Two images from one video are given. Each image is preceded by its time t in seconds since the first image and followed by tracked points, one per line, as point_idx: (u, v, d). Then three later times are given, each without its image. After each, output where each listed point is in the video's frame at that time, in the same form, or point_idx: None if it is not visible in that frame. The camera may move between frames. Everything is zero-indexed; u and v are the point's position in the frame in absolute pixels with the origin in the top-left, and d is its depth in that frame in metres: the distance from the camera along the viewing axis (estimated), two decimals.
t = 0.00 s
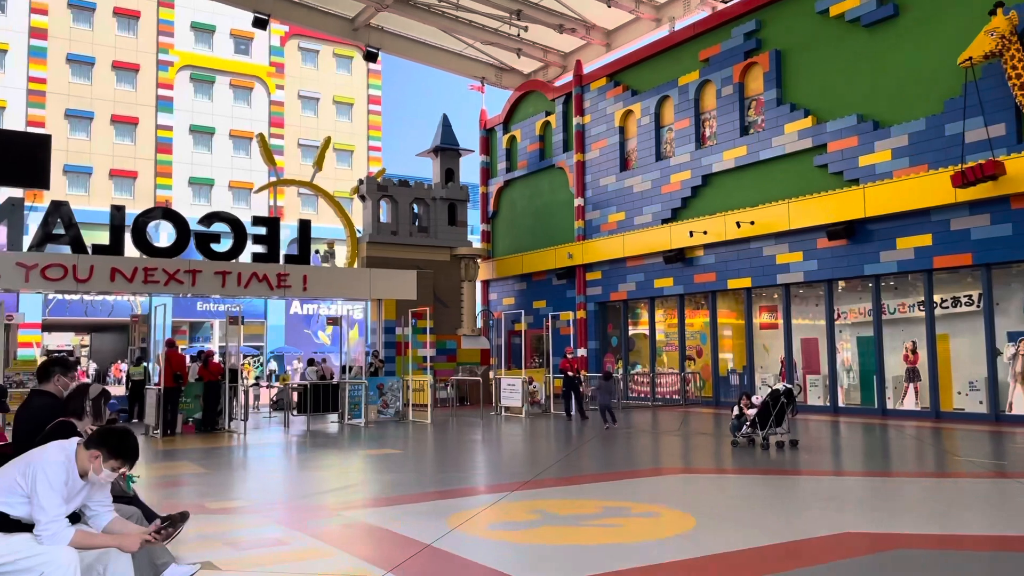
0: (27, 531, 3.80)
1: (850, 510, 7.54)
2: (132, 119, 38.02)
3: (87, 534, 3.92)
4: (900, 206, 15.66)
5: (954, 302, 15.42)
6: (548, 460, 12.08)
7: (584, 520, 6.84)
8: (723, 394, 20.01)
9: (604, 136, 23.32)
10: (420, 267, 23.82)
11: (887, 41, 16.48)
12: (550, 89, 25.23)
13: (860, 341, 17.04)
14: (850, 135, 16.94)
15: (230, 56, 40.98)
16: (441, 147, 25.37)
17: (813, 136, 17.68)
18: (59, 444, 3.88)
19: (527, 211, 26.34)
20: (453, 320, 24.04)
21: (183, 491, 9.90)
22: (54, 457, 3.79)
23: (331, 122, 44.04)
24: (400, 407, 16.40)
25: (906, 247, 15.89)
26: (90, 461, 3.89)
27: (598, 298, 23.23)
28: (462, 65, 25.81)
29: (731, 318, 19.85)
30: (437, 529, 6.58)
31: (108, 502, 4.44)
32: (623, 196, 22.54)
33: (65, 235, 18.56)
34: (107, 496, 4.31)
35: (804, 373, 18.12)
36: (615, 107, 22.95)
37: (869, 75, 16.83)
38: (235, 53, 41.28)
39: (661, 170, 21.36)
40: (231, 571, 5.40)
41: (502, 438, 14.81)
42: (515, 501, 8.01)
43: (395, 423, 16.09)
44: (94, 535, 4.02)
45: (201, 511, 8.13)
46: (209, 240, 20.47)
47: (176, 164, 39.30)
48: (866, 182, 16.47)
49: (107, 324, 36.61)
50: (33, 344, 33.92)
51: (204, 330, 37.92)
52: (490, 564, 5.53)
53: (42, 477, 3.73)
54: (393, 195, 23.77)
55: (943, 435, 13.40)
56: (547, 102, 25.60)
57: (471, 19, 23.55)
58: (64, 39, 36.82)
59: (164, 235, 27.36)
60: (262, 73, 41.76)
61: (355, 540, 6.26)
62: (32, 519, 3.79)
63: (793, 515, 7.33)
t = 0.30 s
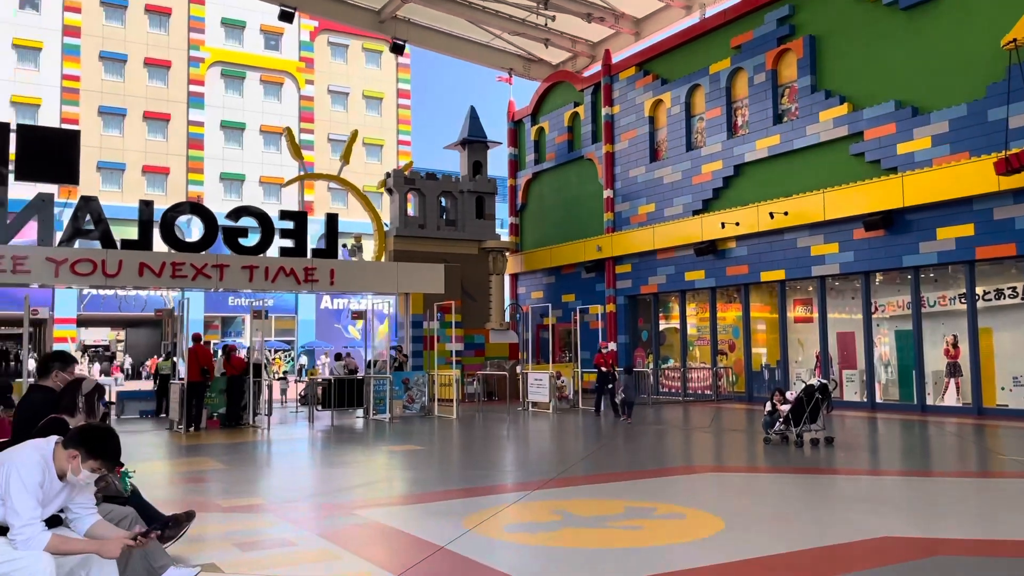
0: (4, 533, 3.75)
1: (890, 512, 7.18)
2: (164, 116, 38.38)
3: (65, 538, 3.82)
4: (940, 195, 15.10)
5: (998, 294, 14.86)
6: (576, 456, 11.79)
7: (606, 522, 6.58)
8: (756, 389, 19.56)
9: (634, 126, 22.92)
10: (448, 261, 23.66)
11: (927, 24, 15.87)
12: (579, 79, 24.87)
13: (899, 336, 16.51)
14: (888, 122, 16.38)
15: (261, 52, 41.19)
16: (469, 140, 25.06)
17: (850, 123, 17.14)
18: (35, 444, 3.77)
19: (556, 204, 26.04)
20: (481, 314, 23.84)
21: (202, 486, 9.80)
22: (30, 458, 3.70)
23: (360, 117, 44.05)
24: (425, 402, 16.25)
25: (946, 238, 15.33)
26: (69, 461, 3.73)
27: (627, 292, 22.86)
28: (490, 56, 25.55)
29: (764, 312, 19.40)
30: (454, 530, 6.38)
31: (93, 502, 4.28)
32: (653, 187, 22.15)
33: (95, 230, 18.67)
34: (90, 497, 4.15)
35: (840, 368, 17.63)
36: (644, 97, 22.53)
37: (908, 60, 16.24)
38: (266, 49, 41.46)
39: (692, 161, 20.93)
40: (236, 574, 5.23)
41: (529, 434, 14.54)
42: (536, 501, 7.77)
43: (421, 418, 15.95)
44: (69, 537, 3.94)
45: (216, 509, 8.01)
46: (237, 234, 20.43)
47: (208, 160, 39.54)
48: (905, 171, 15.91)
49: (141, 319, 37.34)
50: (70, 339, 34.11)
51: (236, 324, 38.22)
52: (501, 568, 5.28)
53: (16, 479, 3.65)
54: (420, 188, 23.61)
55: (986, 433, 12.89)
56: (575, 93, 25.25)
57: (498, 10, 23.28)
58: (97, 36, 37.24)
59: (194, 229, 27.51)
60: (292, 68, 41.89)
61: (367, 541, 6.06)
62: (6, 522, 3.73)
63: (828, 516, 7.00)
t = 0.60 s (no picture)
0: None
1: (932, 514, 6.81)
2: (198, 111, 38.73)
3: (38, 544, 3.59)
4: (986, 183, 14.49)
5: None
6: (604, 453, 11.53)
7: (631, 525, 6.31)
8: (791, 384, 19.10)
9: (666, 116, 22.48)
10: (477, 255, 23.47)
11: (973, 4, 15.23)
12: (609, 69, 24.48)
13: (941, 329, 15.96)
14: (931, 108, 15.78)
15: (293, 47, 41.36)
16: (497, 132, 24.86)
17: (890, 110, 16.56)
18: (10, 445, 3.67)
19: (586, 196, 25.70)
20: (511, 308, 23.63)
21: (225, 480, 9.70)
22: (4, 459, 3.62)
23: (391, 111, 44.06)
24: (452, 396, 16.11)
25: (992, 228, 14.73)
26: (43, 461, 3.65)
27: (659, 285, 22.49)
28: (519, 47, 25.27)
29: (800, 305, 18.90)
30: (471, 531, 6.16)
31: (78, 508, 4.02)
32: (686, 178, 21.72)
33: (126, 224, 18.77)
34: (69, 500, 3.89)
35: (879, 363, 17.10)
36: (677, 85, 22.09)
37: (952, 42, 15.61)
38: (298, 44, 41.62)
39: (726, 151, 20.46)
40: None
41: (557, 430, 14.30)
42: (558, 502, 7.53)
43: (448, 412, 15.81)
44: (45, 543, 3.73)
45: (234, 505, 7.88)
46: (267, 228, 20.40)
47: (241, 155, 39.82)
48: (948, 158, 15.31)
49: (177, 314, 37.36)
50: (107, 332, 34.81)
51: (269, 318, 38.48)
52: (515, 574, 5.03)
53: None
54: (449, 181, 23.42)
55: None
56: (606, 83, 24.86)
57: None
58: (132, 33, 37.64)
59: (225, 223, 27.71)
60: (324, 63, 42.00)
61: (380, 543, 5.85)
62: None
63: (866, 519, 6.65)
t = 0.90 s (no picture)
0: None
1: (976, 523, 6.47)
2: (232, 110, 39.06)
3: (12, 560, 3.48)
4: None
5: None
6: (633, 453, 11.27)
7: (655, 533, 6.07)
8: (828, 382, 18.62)
9: (698, 108, 22.06)
10: (507, 251, 23.34)
11: None
12: (641, 62, 24.11)
13: (985, 326, 15.43)
14: (973, 97, 15.20)
15: (325, 45, 41.53)
16: (527, 127, 24.62)
17: (930, 100, 16.01)
18: None
19: (617, 191, 25.37)
20: (540, 305, 23.43)
21: (247, 479, 9.63)
22: None
23: (423, 107, 44.06)
24: (480, 394, 15.99)
25: None
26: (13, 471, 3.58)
27: (692, 281, 22.10)
28: (549, 40, 24.99)
29: (837, 302, 18.42)
30: (486, 539, 5.98)
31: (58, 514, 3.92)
32: (719, 172, 21.30)
33: (158, 222, 18.89)
34: (45, 512, 3.70)
35: (919, 361, 16.58)
36: (709, 77, 21.66)
37: (997, 29, 15.01)
38: (330, 42, 41.79)
39: (760, 143, 20.01)
40: None
41: (585, 429, 14.09)
42: (580, 506, 7.32)
43: (475, 411, 15.69)
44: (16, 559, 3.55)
45: (252, 507, 7.80)
46: (297, 225, 20.39)
47: (275, 153, 40.10)
48: (992, 149, 14.73)
49: (212, 313, 37.21)
50: (144, 329, 35.70)
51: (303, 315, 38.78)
52: None
53: None
54: (479, 177, 23.22)
55: None
56: (637, 76, 24.50)
57: None
58: (167, 33, 38.05)
59: (257, 221, 27.88)
60: (355, 60, 42.12)
61: (393, 550, 5.70)
62: None
63: (904, 527, 6.34)
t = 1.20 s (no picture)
0: None
1: None
2: (263, 109, 39.32)
3: None
4: None
5: None
6: (663, 453, 10.97)
7: (680, 540, 5.81)
8: (866, 382, 18.09)
9: (731, 101, 21.62)
10: (536, 248, 23.10)
11: None
12: (672, 54, 23.70)
13: None
14: (1018, 86, 14.61)
15: (355, 43, 41.64)
16: (556, 122, 24.33)
17: (973, 89, 15.42)
18: None
19: (648, 186, 24.99)
20: (569, 302, 23.19)
21: (267, 478, 9.52)
22: None
23: (453, 105, 43.98)
24: (506, 392, 15.82)
25: None
26: None
27: (724, 278, 21.67)
28: (579, 34, 24.68)
29: (875, 299, 17.89)
30: (502, 545, 5.77)
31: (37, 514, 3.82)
32: (752, 165, 20.84)
33: (188, 220, 18.96)
34: (17, 516, 3.64)
35: (961, 360, 16.02)
36: (742, 69, 21.20)
37: None
38: (360, 40, 41.89)
39: (795, 136, 19.53)
40: None
41: (613, 428, 13.83)
42: (604, 510, 7.06)
43: (502, 409, 15.52)
44: None
45: (267, 506, 7.67)
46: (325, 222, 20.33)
47: (306, 152, 40.30)
48: None
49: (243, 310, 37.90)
50: (178, 326, 35.63)
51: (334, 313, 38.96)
52: None
53: None
54: (507, 173, 23.03)
55: None
56: (668, 69, 24.09)
57: None
58: (200, 33, 38.40)
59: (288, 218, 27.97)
60: (385, 58, 42.16)
61: (403, 555, 5.51)
62: None
63: (946, 536, 5.98)
